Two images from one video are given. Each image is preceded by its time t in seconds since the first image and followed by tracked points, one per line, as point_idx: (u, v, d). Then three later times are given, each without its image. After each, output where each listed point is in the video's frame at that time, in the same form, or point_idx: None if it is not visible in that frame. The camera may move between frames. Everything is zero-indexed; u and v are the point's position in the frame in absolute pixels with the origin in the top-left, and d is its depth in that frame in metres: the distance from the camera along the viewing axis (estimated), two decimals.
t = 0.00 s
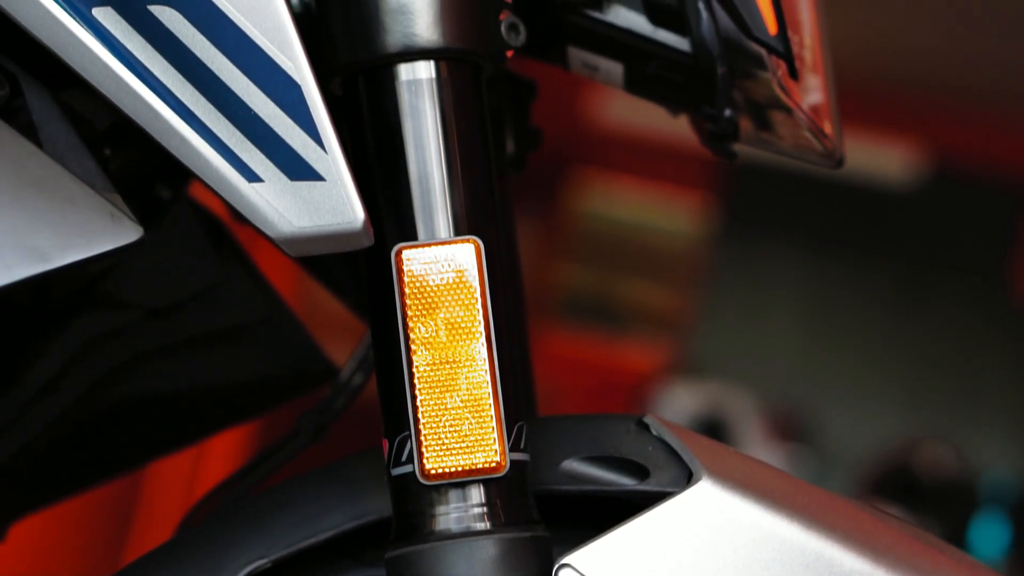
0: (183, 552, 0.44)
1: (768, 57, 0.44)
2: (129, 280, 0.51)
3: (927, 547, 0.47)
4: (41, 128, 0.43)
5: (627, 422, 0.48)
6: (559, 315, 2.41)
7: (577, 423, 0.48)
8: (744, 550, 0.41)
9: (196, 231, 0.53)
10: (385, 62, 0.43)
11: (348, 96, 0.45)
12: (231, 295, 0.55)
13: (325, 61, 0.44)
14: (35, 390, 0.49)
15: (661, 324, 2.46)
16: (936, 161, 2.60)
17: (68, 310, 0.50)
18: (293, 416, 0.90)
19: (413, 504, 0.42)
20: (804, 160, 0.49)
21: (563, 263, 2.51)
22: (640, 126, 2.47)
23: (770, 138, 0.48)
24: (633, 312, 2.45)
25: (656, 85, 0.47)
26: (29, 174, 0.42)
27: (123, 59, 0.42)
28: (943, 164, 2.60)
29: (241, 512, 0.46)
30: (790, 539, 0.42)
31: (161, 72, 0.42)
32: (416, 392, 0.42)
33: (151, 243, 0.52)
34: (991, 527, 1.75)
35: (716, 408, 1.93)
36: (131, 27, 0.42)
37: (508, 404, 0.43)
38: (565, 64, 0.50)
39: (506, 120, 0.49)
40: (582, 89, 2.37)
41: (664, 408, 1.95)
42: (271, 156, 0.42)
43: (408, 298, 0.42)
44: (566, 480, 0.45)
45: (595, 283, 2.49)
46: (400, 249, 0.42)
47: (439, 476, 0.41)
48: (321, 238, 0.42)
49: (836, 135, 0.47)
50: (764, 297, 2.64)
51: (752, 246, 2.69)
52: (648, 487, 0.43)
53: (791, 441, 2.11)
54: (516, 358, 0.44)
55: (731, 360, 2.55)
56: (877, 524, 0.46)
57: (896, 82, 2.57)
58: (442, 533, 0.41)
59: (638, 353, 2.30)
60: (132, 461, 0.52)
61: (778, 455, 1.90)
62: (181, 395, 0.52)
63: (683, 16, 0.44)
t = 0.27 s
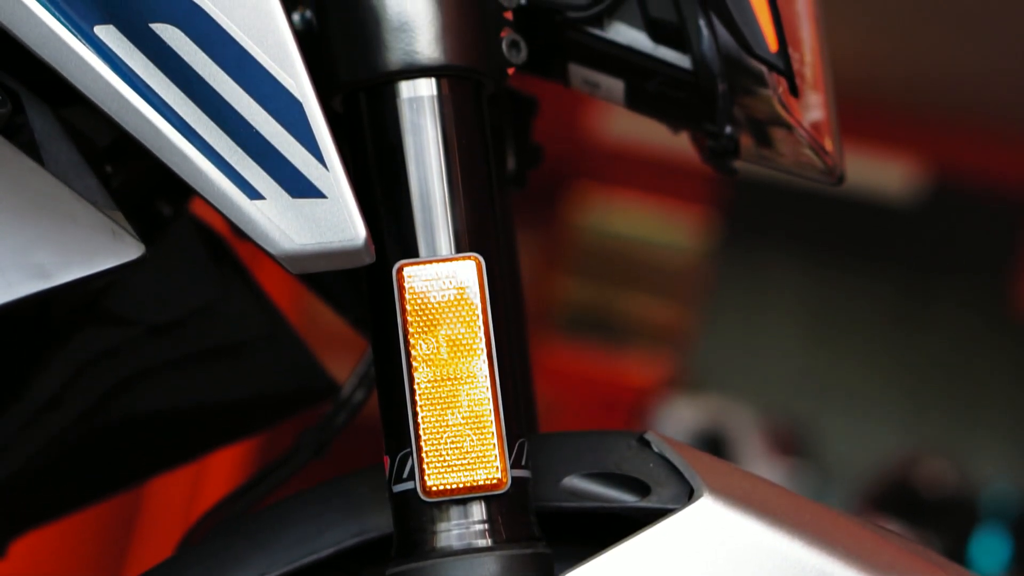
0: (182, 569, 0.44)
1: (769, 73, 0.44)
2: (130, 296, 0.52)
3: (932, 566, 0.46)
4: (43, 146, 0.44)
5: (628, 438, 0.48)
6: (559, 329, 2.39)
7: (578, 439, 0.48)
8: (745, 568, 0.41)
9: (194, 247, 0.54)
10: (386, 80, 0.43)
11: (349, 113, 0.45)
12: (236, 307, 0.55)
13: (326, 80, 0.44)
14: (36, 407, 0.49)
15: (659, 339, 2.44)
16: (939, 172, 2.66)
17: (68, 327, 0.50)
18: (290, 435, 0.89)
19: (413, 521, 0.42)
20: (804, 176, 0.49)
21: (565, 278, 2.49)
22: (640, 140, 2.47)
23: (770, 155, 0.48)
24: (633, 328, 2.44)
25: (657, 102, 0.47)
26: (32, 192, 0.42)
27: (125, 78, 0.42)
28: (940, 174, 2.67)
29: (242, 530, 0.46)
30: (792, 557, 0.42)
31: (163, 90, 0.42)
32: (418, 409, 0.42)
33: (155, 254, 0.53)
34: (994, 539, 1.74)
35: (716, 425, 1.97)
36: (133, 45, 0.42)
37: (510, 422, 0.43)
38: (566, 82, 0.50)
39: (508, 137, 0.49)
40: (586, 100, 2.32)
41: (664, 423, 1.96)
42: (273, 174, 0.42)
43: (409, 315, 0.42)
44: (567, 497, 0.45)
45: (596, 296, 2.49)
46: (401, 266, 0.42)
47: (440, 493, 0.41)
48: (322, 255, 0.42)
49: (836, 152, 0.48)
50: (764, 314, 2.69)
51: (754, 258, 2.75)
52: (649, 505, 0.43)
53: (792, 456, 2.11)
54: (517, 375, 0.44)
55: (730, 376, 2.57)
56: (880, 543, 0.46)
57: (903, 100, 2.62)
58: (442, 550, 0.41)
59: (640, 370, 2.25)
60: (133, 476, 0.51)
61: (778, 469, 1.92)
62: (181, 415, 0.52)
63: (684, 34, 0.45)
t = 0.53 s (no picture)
0: None
1: (770, 85, 0.45)
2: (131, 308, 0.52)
3: None
4: (45, 158, 0.44)
5: (629, 449, 0.48)
6: (559, 336, 2.49)
7: (580, 451, 0.48)
8: None
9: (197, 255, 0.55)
10: (388, 92, 0.43)
11: (351, 124, 0.45)
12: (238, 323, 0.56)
13: (329, 91, 0.44)
14: (38, 415, 0.49)
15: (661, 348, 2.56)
16: (938, 182, 2.83)
17: (68, 336, 0.51)
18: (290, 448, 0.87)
19: (415, 532, 0.42)
20: (805, 187, 0.50)
21: (566, 287, 2.61)
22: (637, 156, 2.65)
23: (771, 167, 0.49)
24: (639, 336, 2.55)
25: (658, 113, 0.48)
26: (34, 204, 0.42)
27: (128, 89, 0.42)
28: (943, 189, 2.84)
29: (243, 543, 0.45)
30: (794, 568, 0.42)
31: (166, 102, 0.42)
32: (420, 421, 0.42)
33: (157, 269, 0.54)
34: (994, 548, 1.79)
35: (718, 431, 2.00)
36: (136, 58, 0.42)
37: (512, 433, 0.43)
38: (567, 93, 0.50)
39: (509, 148, 0.49)
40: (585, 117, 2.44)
41: (665, 433, 2.00)
42: (274, 185, 0.42)
43: (410, 326, 0.42)
44: (569, 507, 0.45)
45: (595, 306, 2.60)
46: (403, 277, 0.43)
47: (441, 504, 0.41)
48: (323, 267, 0.42)
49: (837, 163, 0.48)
50: (766, 317, 2.86)
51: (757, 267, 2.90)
52: (651, 515, 0.43)
53: (791, 464, 2.16)
54: (518, 387, 0.44)
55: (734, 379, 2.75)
56: (881, 554, 0.46)
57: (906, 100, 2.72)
58: (444, 561, 0.41)
59: (637, 377, 2.35)
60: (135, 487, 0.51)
61: (778, 477, 1.94)
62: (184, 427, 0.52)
63: (685, 46, 0.45)
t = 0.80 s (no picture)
0: None
1: (770, 97, 0.45)
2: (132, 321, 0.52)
3: None
4: (45, 168, 0.44)
5: (629, 460, 0.48)
6: (562, 345, 2.59)
7: (580, 462, 0.48)
8: None
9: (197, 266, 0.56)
10: (389, 103, 0.43)
11: (352, 136, 0.45)
12: (236, 337, 0.56)
13: (329, 102, 0.44)
14: (38, 426, 0.49)
15: (661, 356, 2.62)
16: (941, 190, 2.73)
17: (69, 348, 0.50)
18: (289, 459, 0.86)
19: (415, 544, 0.42)
20: (805, 197, 0.50)
21: (567, 297, 2.69)
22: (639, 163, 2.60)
23: (771, 177, 0.49)
24: (638, 345, 2.60)
25: (659, 124, 0.48)
26: (35, 216, 0.42)
27: (129, 101, 0.42)
28: (945, 195, 2.75)
29: (243, 555, 0.45)
30: None
31: (167, 114, 0.42)
32: (420, 432, 0.42)
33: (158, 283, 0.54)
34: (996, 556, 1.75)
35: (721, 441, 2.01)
36: (136, 69, 0.42)
37: (512, 444, 0.43)
38: (567, 103, 0.50)
39: (510, 158, 0.49)
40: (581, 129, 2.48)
41: (664, 442, 2.00)
42: (275, 196, 0.42)
43: (411, 337, 0.42)
44: (570, 519, 0.45)
45: (596, 313, 2.68)
46: (404, 289, 0.43)
47: (442, 515, 0.41)
48: (324, 278, 0.42)
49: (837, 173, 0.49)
50: (765, 326, 2.84)
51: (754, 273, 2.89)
52: (651, 527, 0.43)
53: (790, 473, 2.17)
54: (519, 397, 0.44)
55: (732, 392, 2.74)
56: (882, 565, 0.46)
57: (900, 103, 2.63)
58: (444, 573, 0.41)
59: (639, 387, 2.41)
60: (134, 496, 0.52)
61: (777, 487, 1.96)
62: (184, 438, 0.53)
63: (686, 58, 0.45)
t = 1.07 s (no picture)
0: None
1: (770, 111, 0.46)
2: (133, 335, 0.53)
3: None
4: (46, 184, 0.44)
5: (629, 474, 0.48)
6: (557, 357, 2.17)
7: (580, 475, 0.48)
8: None
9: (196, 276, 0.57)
10: (389, 118, 0.43)
11: (352, 150, 0.45)
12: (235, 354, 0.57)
13: (330, 116, 0.44)
14: (40, 440, 0.49)
15: (665, 369, 2.19)
16: (941, 203, 2.30)
17: (70, 362, 0.51)
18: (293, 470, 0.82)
19: (415, 558, 0.42)
20: (805, 211, 0.50)
21: (563, 307, 2.25)
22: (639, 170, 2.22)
23: (772, 192, 0.49)
24: (635, 357, 2.20)
25: (659, 139, 0.48)
26: (36, 231, 0.42)
27: (130, 116, 0.42)
28: (946, 205, 2.30)
29: (243, 569, 0.45)
30: None
31: (168, 129, 0.42)
32: (419, 447, 0.42)
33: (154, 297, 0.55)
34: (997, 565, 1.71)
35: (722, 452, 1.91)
36: (137, 84, 0.42)
37: (513, 458, 0.43)
38: (566, 117, 0.51)
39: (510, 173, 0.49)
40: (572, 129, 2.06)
41: (664, 455, 1.90)
42: (275, 211, 0.42)
43: (411, 352, 0.42)
44: (569, 533, 0.45)
45: (596, 323, 2.24)
46: (404, 303, 0.43)
47: (442, 530, 0.41)
48: (324, 293, 0.42)
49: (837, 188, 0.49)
50: (767, 326, 2.28)
51: (754, 275, 2.34)
52: (651, 541, 0.43)
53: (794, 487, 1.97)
54: (517, 411, 0.44)
55: (737, 404, 2.19)
56: None
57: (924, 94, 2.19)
58: None
59: (639, 397, 2.10)
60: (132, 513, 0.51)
61: (778, 502, 1.86)
62: (183, 453, 0.53)
63: (685, 72, 0.46)
